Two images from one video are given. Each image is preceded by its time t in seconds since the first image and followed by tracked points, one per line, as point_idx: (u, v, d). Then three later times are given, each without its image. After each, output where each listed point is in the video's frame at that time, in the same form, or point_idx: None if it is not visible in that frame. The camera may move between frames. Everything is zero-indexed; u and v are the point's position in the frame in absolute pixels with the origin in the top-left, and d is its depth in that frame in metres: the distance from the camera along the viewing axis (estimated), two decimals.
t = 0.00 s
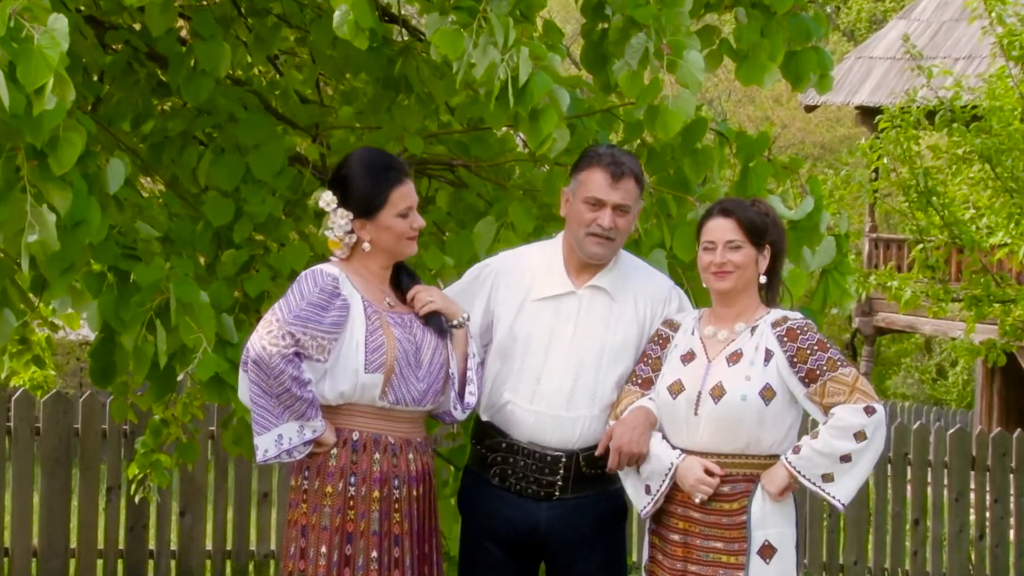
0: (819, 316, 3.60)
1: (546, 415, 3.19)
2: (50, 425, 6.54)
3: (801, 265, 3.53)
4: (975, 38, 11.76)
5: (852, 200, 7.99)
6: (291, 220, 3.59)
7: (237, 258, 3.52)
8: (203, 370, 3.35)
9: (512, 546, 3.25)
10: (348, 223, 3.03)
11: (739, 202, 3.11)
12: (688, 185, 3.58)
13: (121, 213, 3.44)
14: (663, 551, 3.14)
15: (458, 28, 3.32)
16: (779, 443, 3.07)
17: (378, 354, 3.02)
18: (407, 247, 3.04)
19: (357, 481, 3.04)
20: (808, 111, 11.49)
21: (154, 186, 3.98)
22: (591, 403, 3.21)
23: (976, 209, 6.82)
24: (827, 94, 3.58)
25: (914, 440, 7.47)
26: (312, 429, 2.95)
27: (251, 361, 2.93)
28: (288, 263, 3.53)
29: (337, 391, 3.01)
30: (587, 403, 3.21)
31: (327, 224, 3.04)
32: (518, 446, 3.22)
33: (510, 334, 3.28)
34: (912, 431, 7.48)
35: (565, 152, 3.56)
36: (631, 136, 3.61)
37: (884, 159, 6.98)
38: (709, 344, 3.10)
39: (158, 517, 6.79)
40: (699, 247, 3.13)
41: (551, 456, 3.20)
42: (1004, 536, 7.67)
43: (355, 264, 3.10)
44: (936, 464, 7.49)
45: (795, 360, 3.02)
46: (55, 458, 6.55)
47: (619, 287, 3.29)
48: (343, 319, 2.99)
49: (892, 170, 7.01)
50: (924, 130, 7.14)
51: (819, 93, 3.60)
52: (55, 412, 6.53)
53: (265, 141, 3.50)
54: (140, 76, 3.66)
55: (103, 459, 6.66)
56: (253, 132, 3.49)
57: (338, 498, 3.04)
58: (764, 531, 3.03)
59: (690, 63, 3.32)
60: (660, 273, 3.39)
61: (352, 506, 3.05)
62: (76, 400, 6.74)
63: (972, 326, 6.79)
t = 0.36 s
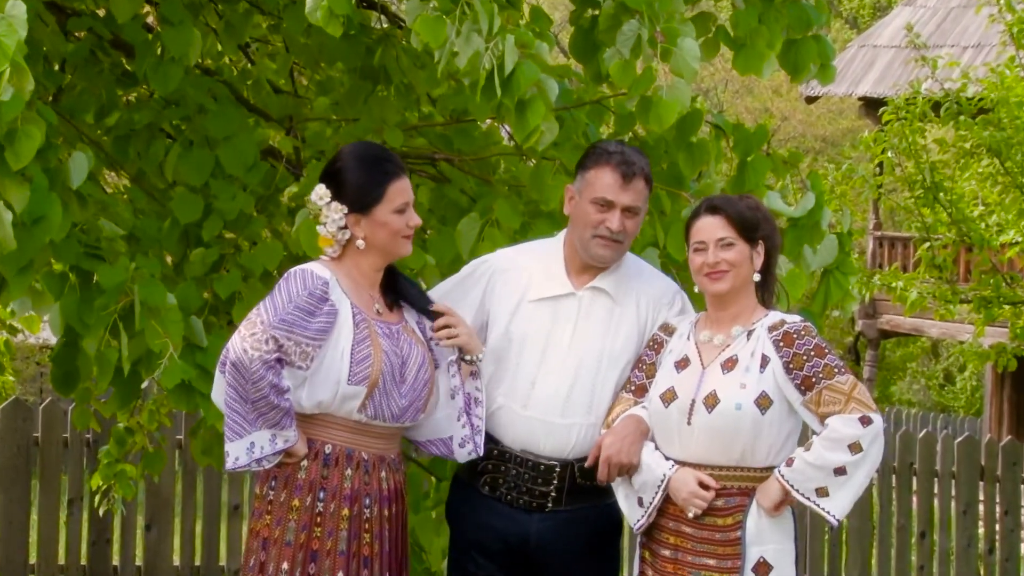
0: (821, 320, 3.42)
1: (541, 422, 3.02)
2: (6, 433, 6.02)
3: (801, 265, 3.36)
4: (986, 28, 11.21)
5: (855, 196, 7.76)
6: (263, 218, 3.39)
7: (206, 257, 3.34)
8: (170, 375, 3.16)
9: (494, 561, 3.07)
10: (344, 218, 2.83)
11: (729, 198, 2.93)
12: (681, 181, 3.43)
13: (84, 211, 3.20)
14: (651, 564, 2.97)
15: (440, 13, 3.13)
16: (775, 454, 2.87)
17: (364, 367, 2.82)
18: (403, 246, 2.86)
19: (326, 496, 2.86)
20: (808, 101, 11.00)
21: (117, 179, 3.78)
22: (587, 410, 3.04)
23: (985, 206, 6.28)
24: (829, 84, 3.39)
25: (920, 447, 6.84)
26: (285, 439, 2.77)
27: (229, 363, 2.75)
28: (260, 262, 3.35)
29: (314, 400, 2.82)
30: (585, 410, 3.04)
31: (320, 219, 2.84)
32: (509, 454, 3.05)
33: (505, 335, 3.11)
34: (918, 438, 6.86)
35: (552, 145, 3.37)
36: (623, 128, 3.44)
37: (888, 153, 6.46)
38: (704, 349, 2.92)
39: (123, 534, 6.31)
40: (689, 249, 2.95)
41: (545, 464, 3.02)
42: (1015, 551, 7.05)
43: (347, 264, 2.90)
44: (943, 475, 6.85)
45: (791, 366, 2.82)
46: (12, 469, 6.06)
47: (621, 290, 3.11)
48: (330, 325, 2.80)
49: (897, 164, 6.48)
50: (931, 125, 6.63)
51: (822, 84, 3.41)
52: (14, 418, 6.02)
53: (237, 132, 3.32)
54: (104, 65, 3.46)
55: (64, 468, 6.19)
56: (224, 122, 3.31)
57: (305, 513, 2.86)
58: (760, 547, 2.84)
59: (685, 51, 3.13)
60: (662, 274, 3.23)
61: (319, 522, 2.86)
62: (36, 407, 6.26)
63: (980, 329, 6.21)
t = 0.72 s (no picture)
0: (822, 322, 3.24)
1: (529, 433, 2.83)
2: None
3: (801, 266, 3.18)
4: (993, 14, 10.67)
5: (856, 194, 7.50)
6: (232, 215, 3.21)
7: (171, 257, 3.15)
8: (132, 382, 2.97)
9: None
10: (328, 218, 2.65)
11: (730, 194, 2.75)
12: (675, 176, 3.23)
13: (42, 207, 3.00)
14: None
15: None
16: (780, 466, 2.69)
17: (343, 374, 2.64)
18: (389, 250, 2.67)
19: (299, 510, 2.68)
20: (808, 95, 10.54)
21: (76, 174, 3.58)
22: (577, 420, 2.84)
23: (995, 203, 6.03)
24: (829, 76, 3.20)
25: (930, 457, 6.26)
26: (258, 448, 2.60)
27: (202, 366, 2.56)
28: (229, 263, 3.17)
29: (289, 408, 2.64)
30: (575, 420, 2.84)
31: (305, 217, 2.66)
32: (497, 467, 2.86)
33: (490, 344, 2.93)
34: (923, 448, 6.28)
35: (538, 139, 3.19)
36: (613, 122, 3.27)
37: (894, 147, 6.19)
38: (701, 354, 2.74)
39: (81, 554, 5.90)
40: (687, 249, 2.77)
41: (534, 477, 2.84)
42: None
43: (329, 266, 2.72)
44: (951, 487, 6.28)
45: (798, 374, 2.66)
46: None
47: (609, 292, 2.93)
48: (309, 329, 2.63)
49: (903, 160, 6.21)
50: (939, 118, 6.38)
51: (821, 75, 3.24)
52: None
53: (203, 125, 3.14)
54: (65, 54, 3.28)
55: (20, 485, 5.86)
56: (191, 115, 3.14)
57: (276, 526, 2.68)
58: (762, 562, 2.66)
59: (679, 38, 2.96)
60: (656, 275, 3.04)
61: (291, 537, 2.68)
62: None
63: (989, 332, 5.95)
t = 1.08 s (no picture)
0: (827, 326, 3.05)
1: (513, 443, 2.65)
2: None
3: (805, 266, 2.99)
4: (1009, 1, 10.47)
5: (863, 191, 7.30)
6: (205, 212, 3.03)
7: (140, 257, 2.97)
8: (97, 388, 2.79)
9: None
10: (307, 216, 2.48)
11: (729, 193, 2.59)
12: (673, 172, 3.07)
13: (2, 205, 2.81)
14: None
15: None
16: (786, 477, 2.52)
17: (319, 381, 2.47)
18: (370, 251, 2.49)
19: (273, 522, 2.50)
20: (813, 85, 10.28)
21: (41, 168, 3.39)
22: (563, 426, 2.66)
23: (1011, 198, 5.79)
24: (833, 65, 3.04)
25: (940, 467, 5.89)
26: (228, 457, 2.41)
27: (170, 370, 2.38)
28: (200, 263, 2.99)
29: (262, 416, 2.47)
30: (560, 427, 2.66)
31: (283, 214, 2.48)
32: (484, 479, 2.68)
33: (470, 350, 2.76)
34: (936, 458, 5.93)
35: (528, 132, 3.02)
36: (606, 113, 3.08)
37: (906, 141, 5.96)
38: (701, 361, 2.56)
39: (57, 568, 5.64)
40: (684, 250, 2.60)
41: (522, 488, 2.65)
42: None
43: (308, 266, 2.54)
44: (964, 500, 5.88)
45: (806, 381, 2.49)
46: None
47: (593, 291, 2.75)
48: (284, 332, 2.45)
49: (915, 154, 5.97)
50: (953, 110, 6.15)
51: (827, 64, 3.07)
52: None
53: (174, 117, 2.96)
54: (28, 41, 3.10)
55: None
56: (160, 106, 2.95)
57: (248, 540, 2.50)
58: None
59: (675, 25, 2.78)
60: (645, 272, 2.84)
61: (264, 551, 2.50)
62: None
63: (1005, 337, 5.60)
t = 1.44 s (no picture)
0: (840, 331, 2.88)
1: (500, 451, 2.49)
2: None
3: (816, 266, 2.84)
4: None
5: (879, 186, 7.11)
6: (180, 209, 2.87)
7: (112, 256, 2.80)
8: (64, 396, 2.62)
9: None
10: (287, 209, 2.31)
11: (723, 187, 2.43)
12: (678, 167, 2.87)
13: None
14: None
15: None
16: (786, 485, 2.34)
17: (300, 386, 2.28)
18: (351, 245, 2.33)
19: (253, 534, 2.32)
20: (827, 72, 10.09)
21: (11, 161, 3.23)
22: (553, 433, 2.50)
23: None
24: (846, 53, 2.87)
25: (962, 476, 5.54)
26: (204, 468, 2.24)
27: (139, 377, 2.20)
28: (175, 262, 2.83)
29: (240, 424, 2.28)
30: (551, 434, 2.50)
31: (260, 206, 2.31)
32: (472, 491, 2.51)
33: (452, 355, 2.60)
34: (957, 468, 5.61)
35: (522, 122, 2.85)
36: (606, 105, 2.94)
37: (924, 134, 5.76)
38: (691, 366, 2.40)
39: None
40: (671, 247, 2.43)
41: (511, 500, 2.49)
42: None
43: (285, 264, 2.36)
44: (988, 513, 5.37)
45: (797, 379, 2.31)
46: None
47: (582, 292, 2.60)
48: (259, 333, 2.26)
49: (934, 148, 5.77)
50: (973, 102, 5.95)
51: (840, 52, 2.90)
52: None
53: (149, 107, 2.79)
54: None
55: None
56: (134, 96, 2.76)
57: (228, 553, 2.32)
58: None
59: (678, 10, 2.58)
60: (636, 272, 2.69)
61: (245, 565, 2.32)
62: None
63: None
